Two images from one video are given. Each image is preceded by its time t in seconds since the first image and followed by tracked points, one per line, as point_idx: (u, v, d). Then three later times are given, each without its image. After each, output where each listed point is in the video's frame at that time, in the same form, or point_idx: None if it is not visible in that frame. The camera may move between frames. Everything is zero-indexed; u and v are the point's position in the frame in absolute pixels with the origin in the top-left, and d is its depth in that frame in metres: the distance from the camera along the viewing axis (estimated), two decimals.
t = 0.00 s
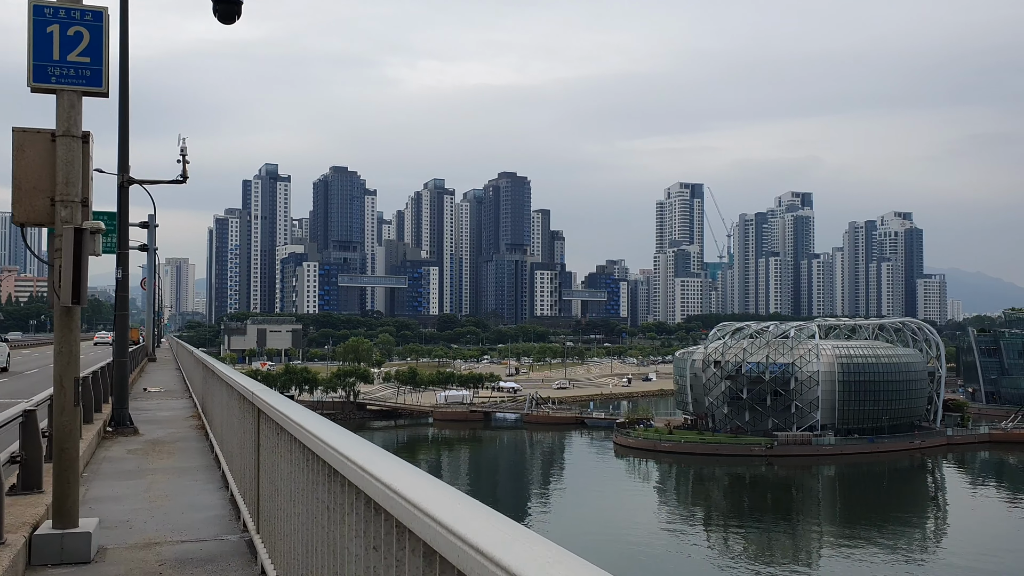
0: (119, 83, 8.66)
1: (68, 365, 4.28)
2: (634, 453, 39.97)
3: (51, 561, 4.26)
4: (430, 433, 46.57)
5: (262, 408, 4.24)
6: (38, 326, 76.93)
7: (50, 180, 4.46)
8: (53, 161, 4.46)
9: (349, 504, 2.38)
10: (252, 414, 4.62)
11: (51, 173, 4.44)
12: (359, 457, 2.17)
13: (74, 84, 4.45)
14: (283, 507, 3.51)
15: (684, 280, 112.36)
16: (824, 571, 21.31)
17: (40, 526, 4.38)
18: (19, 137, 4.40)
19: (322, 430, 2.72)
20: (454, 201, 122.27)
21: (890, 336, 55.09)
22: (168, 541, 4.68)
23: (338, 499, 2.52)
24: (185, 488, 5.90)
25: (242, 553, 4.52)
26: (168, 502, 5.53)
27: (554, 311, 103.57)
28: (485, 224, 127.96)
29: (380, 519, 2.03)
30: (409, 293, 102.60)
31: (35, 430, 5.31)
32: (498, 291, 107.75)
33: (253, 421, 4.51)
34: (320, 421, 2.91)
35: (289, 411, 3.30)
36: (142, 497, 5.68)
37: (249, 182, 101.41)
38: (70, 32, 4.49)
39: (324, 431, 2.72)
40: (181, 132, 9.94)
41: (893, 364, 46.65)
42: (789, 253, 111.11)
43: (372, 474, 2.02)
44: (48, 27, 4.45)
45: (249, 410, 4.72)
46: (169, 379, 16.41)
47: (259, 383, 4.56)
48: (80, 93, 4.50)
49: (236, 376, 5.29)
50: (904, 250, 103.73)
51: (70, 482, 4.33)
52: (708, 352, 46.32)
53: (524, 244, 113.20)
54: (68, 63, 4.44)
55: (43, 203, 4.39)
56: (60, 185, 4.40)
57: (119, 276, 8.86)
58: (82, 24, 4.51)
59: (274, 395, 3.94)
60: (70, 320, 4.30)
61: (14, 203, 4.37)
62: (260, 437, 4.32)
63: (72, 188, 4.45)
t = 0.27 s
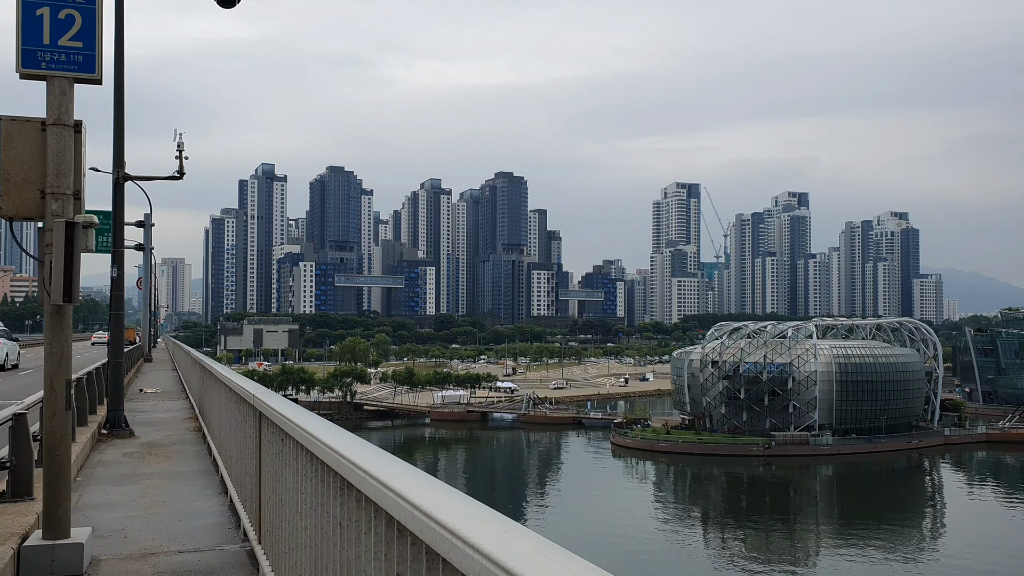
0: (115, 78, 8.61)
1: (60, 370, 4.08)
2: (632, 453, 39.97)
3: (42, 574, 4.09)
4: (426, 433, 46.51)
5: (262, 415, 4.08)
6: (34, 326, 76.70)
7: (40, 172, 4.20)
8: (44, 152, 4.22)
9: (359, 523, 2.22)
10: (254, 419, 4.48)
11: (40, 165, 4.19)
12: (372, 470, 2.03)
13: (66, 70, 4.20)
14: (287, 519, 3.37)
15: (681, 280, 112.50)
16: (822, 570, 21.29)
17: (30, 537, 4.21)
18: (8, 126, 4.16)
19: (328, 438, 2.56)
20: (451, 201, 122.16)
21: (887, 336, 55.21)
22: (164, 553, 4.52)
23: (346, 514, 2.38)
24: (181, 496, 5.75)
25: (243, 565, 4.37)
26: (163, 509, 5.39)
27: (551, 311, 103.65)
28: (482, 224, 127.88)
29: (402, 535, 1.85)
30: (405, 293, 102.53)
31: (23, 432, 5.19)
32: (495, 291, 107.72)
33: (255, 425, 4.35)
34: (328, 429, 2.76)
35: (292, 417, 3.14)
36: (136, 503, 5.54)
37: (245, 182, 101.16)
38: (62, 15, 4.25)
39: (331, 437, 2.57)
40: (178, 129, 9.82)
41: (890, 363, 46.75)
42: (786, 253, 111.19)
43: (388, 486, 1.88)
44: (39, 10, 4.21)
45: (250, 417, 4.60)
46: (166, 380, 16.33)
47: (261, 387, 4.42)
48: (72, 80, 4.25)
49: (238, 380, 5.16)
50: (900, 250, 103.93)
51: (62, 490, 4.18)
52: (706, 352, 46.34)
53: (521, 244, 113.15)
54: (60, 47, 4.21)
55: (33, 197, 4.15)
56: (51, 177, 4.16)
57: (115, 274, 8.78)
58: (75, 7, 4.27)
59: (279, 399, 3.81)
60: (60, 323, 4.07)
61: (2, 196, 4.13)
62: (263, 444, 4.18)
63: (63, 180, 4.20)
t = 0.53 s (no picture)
0: (109, 75, 8.56)
1: (50, 370, 3.94)
2: (630, 453, 39.99)
3: None
4: (423, 434, 46.44)
5: (262, 419, 3.89)
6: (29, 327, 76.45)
7: (28, 164, 4.07)
8: (32, 142, 4.10)
9: (370, 537, 2.06)
10: (252, 421, 4.32)
11: (29, 154, 4.07)
12: (379, 476, 1.87)
13: (56, 56, 4.09)
14: (291, 530, 3.16)
15: (678, 280, 112.51)
16: (820, 570, 21.30)
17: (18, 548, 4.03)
18: None
19: (331, 442, 2.41)
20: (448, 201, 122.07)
21: (885, 336, 55.32)
22: (161, 561, 4.31)
23: (353, 529, 2.22)
24: (178, 501, 5.58)
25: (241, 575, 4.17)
26: (158, 515, 5.20)
27: (547, 311, 103.66)
28: (479, 224, 127.85)
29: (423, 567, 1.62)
30: (402, 293, 102.47)
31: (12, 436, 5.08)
32: (492, 290, 107.66)
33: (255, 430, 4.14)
34: (331, 432, 2.61)
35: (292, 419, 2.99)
36: (132, 508, 5.35)
37: (242, 182, 100.95)
38: None
39: (336, 441, 2.41)
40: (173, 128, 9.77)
41: (888, 363, 46.82)
42: (782, 252, 111.27)
43: (406, 502, 1.66)
44: None
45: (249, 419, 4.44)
46: (162, 381, 16.27)
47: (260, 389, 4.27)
48: (61, 66, 4.15)
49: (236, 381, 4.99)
50: (897, 250, 104.05)
51: (52, 497, 4.03)
52: (703, 352, 46.34)
53: (518, 243, 113.07)
54: (49, 31, 4.10)
55: (21, 187, 4.02)
56: (40, 168, 4.02)
57: (109, 272, 8.73)
58: None
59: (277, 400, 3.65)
60: (49, 319, 3.95)
61: None
62: (263, 448, 4.02)
63: (52, 171, 4.06)
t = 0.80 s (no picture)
0: (106, 71, 8.51)
1: (38, 374, 3.78)
2: (629, 452, 40.01)
3: None
4: (422, 433, 46.43)
5: (265, 424, 3.72)
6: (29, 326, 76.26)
7: (16, 155, 3.90)
8: (20, 132, 3.91)
9: (387, 561, 1.92)
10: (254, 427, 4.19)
11: (17, 142, 3.90)
12: (395, 498, 1.76)
13: (45, 40, 3.93)
14: (299, 544, 2.98)
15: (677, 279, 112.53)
16: (820, 570, 21.29)
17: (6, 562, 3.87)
18: None
19: (341, 457, 2.29)
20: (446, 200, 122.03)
21: (885, 335, 55.42)
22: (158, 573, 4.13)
23: (369, 550, 2.06)
24: (176, 508, 5.39)
25: None
26: (155, 523, 5.02)
27: (546, 311, 103.67)
28: (478, 224, 127.84)
29: None
30: (401, 292, 102.42)
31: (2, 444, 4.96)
32: (490, 290, 107.68)
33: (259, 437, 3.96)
34: (343, 444, 2.50)
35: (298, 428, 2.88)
36: (128, 516, 5.18)
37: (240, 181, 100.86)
38: None
39: (347, 454, 2.30)
40: (170, 126, 9.70)
41: (888, 363, 46.89)
42: (781, 252, 111.33)
43: (437, 529, 1.45)
44: None
45: (251, 424, 4.31)
46: (160, 381, 16.22)
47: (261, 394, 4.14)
48: (51, 50, 3.97)
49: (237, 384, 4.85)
50: (895, 249, 104.15)
51: (41, 508, 3.87)
52: (703, 351, 46.32)
53: (517, 243, 113.06)
54: (38, 14, 3.94)
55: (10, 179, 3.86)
56: (28, 160, 3.84)
57: (105, 271, 8.66)
58: None
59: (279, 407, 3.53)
60: (40, 321, 3.80)
61: None
62: (266, 456, 3.90)
63: (41, 163, 3.88)
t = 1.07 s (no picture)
0: (101, 68, 8.45)
1: (28, 379, 3.69)
2: (629, 453, 40.00)
3: None
4: (422, 434, 46.41)
5: (268, 431, 3.51)
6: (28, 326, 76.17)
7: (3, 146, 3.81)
8: (7, 121, 3.81)
9: None
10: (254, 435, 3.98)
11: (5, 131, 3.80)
12: (419, 527, 1.54)
13: (34, 26, 3.84)
14: (304, 563, 2.78)
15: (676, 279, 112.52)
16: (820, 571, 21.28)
17: None
18: None
19: (356, 473, 2.07)
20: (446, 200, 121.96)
21: (885, 335, 55.40)
22: None
23: None
24: (175, 516, 5.18)
25: None
26: (153, 533, 4.81)
27: (546, 311, 103.64)
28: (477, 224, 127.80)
29: None
30: (400, 293, 102.38)
31: None
32: (490, 290, 107.66)
33: (261, 448, 3.74)
34: (354, 456, 2.28)
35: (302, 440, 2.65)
36: (124, 526, 4.98)
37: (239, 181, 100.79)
38: None
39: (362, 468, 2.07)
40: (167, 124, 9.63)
41: (888, 363, 46.86)
42: (780, 252, 111.28)
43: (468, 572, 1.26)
44: None
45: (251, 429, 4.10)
46: (159, 381, 16.18)
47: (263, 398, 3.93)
48: (40, 37, 3.90)
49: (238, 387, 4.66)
50: (894, 250, 104.15)
51: (32, 519, 3.71)
52: (703, 352, 46.28)
53: (516, 243, 113.01)
54: None
55: None
56: (17, 152, 3.78)
57: (102, 271, 8.57)
58: None
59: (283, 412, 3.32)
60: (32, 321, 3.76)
61: None
62: (267, 467, 3.68)
63: (29, 157, 3.82)
